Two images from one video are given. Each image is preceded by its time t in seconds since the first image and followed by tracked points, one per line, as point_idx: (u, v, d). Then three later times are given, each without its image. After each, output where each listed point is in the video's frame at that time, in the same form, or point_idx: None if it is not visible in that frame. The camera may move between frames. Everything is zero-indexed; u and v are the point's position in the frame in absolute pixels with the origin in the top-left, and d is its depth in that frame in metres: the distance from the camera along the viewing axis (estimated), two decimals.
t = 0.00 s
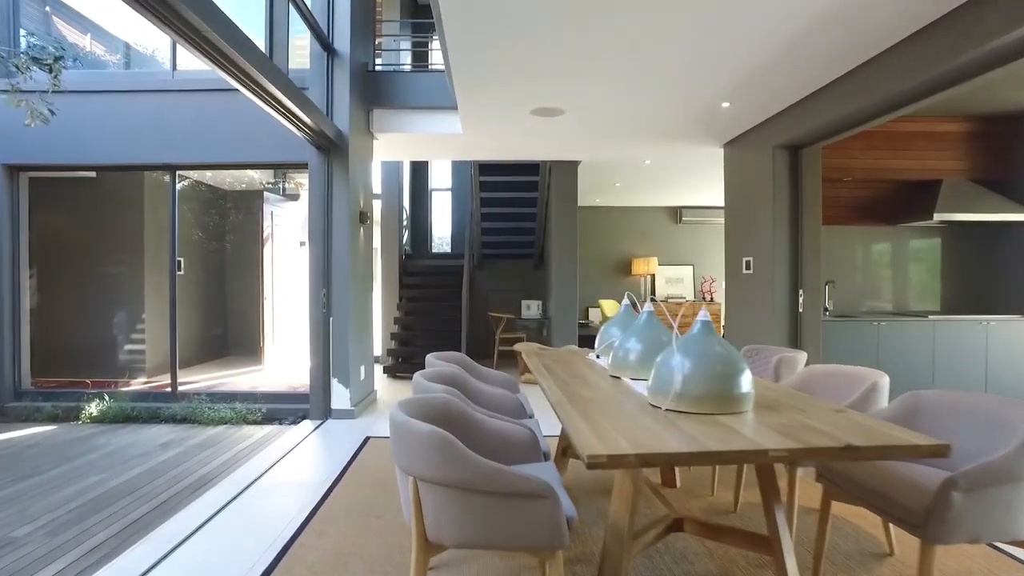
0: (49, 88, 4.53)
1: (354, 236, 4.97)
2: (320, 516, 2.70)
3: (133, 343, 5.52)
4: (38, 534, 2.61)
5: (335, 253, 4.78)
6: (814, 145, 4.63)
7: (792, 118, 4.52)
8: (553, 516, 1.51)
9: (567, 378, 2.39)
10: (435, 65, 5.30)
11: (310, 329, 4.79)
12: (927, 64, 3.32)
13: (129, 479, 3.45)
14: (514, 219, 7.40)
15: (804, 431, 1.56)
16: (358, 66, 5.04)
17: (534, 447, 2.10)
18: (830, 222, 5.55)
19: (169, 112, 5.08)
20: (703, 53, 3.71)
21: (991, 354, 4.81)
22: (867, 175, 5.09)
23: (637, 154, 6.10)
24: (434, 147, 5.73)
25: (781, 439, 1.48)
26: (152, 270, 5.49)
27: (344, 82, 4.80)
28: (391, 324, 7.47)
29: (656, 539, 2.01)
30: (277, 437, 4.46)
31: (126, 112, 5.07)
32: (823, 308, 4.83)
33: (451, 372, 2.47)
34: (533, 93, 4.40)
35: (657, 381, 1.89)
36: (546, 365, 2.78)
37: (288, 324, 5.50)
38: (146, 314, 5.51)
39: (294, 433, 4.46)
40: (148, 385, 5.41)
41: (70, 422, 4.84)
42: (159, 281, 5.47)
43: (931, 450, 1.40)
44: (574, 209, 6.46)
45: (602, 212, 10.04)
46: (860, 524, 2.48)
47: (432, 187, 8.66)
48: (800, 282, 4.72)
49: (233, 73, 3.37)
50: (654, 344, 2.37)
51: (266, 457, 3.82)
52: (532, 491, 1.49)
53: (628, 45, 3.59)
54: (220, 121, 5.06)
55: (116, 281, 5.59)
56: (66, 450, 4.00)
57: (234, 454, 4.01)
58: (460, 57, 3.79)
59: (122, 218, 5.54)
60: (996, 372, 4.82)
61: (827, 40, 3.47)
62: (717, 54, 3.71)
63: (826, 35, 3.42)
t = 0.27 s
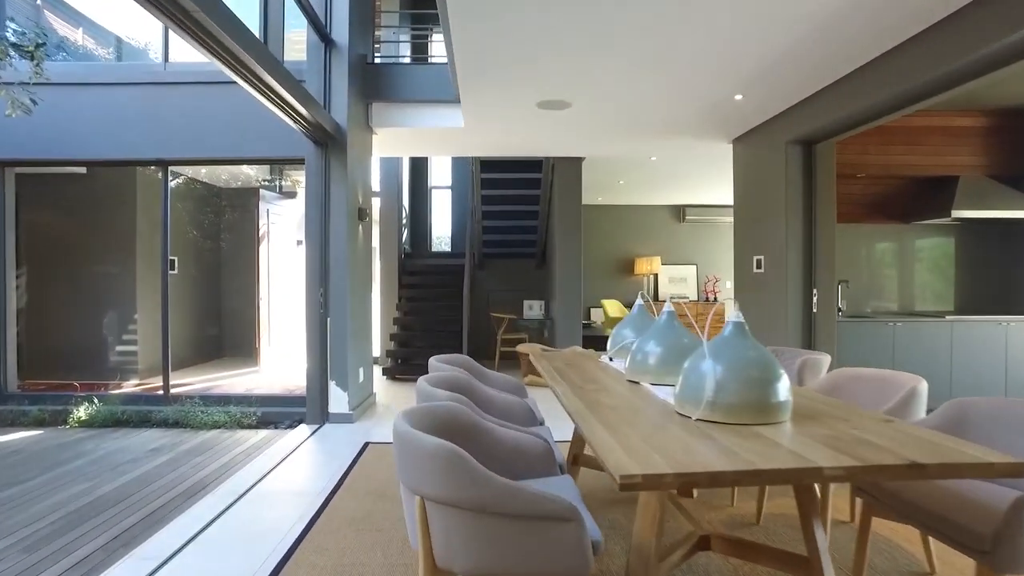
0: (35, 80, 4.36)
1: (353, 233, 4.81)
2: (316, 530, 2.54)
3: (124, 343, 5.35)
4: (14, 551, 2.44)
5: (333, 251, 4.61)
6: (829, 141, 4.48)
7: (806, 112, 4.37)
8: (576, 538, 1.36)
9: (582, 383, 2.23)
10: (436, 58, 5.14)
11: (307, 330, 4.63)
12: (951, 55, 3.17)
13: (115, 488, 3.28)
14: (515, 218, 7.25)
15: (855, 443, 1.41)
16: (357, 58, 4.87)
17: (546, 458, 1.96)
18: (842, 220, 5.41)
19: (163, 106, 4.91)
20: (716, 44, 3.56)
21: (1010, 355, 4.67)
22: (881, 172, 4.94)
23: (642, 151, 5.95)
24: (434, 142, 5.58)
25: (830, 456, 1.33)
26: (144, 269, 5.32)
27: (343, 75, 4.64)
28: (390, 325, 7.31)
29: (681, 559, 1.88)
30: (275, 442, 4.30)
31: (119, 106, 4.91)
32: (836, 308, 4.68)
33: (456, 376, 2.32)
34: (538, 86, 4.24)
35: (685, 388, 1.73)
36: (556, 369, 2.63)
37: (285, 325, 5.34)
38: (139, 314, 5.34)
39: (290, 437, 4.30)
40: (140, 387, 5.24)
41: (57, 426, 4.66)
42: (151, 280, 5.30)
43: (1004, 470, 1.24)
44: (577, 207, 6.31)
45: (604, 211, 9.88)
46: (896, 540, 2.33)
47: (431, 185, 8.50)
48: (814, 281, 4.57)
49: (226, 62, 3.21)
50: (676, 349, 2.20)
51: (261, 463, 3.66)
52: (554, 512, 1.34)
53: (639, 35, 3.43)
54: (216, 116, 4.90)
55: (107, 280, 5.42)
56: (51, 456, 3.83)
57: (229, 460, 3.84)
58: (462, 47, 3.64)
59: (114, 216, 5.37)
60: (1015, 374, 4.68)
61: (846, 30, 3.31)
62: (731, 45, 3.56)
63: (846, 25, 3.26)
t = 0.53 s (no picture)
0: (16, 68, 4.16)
1: (351, 230, 4.61)
2: (311, 550, 2.34)
3: (115, 345, 5.15)
4: None
5: (330, 248, 4.41)
6: (848, 134, 4.29)
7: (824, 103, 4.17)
8: None
9: (601, 392, 2.02)
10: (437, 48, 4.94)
11: (303, 331, 4.43)
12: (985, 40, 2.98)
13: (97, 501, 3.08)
14: (518, 216, 7.06)
15: (931, 465, 1.21)
16: (355, 48, 4.68)
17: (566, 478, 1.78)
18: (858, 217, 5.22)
19: (154, 99, 4.71)
20: (734, 31, 3.36)
21: None
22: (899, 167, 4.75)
23: (650, 146, 5.76)
24: (435, 137, 5.38)
25: (905, 483, 1.13)
26: (135, 268, 5.12)
27: (340, 64, 4.44)
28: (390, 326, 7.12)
29: None
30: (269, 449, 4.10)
31: (109, 98, 4.71)
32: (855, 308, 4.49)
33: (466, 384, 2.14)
34: (544, 76, 4.05)
35: (723, 400, 1.52)
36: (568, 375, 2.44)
37: (280, 327, 5.15)
38: (130, 315, 5.15)
39: (285, 444, 4.10)
40: (130, 391, 5.04)
41: (42, 432, 4.46)
42: (143, 279, 5.10)
43: None
44: (583, 204, 6.11)
45: (607, 210, 9.69)
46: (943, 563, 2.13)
47: (431, 183, 8.31)
48: (832, 280, 4.38)
49: (215, 47, 3.01)
50: (704, 353, 2.02)
51: (254, 472, 3.47)
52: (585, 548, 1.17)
53: (652, 20, 3.24)
54: (209, 109, 4.71)
55: (97, 279, 5.24)
56: (32, 464, 3.63)
57: (219, 469, 3.64)
58: (465, 33, 3.44)
59: (103, 213, 5.18)
60: None
61: (872, 15, 3.12)
62: (749, 31, 3.36)
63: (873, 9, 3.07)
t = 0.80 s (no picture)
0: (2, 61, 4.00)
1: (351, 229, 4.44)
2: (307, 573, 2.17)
3: (106, 348, 4.99)
4: None
5: (328, 248, 4.24)
6: (868, 128, 4.12)
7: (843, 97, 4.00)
8: None
9: (625, 407, 1.85)
10: (439, 40, 4.77)
11: (299, 334, 4.26)
12: None
13: (81, 515, 2.91)
14: (522, 215, 6.89)
15: None
16: (354, 40, 4.50)
17: (588, 506, 1.60)
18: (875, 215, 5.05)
19: (145, 93, 4.53)
20: (754, 19, 3.19)
21: None
22: (919, 164, 4.59)
23: (659, 142, 5.59)
24: (438, 133, 5.21)
25: (1005, 526, 0.96)
26: (128, 268, 4.95)
27: (339, 56, 4.27)
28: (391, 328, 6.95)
29: None
30: (265, 457, 3.92)
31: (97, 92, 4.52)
32: (874, 309, 4.32)
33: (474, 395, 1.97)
34: (552, 69, 3.88)
35: (771, 418, 1.33)
36: (583, 384, 2.26)
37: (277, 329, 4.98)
38: (122, 316, 4.98)
39: (281, 452, 3.92)
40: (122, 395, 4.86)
41: (28, 439, 4.28)
42: (135, 280, 4.92)
43: None
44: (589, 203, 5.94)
45: (611, 209, 9.52)
46: None
47: (432, 181, 8.14)
48: (851, 281, 4.21)
49: (207, 34, 2.83)
50: (734, 367, 1.84)
51: (248, 484, 3.29)
52: None
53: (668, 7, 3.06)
54: (202, 104, 4.53)
55: (87, 281, 5.06)
56: (15, 475, 3.45)
57: (211, 480, 3.46)
58: (471, 22, 3.27)
59: (95, 211, 5.01)
60: None
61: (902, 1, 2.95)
62: (770, 19, 3.19)
63: None
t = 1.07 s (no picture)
0: None
1: (350, 224, 4.26)
2: None
3: (98, 348, 4.81)
4: None
5: (326, 246, 4.06)
6: (891, 119, 3.94)
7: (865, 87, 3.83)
8: None
9: (655, 415, 1.67)
10: (442, 29, 4.59)
11: (297, 335, 4.08)
12: None
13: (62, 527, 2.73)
14: (525, 212, 6.72)
15: None
16: (354, 28, 4.33)
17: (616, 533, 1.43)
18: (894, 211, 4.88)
19: (135, 83, 4.34)
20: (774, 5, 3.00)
21: None
22: (941, 157, 4.41)
23: (668, 136, 5.41)
24: (440, 126, 5.03)
25: None
26: (120, 266, 4.77)
27: (338, 44, 4.09)
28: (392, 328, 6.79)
29: None
30: (261, 464, 3.74)
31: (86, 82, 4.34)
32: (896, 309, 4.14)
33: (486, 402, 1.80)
34: (559, 58, 3.69)
35: (834, 435, 1.17)
36: (604, 390, 2.08)
37: (274, 330, 4.80)
38: (114, 316, 4.80)
39: (278, 458, 3.75)
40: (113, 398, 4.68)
41: (14, 443, 4.10)
42: (127, 278, 4.74)
43: None
44: (596, 199, 5.76)
45: (616, 207, 9.35)
46: None
47: (434, 178, 7.96)
48: (873, 280, 4.04)
49: (194, 15, 2.66)
50: (772, 371, 1.67)
51: (241, 493, 3.11)
52: None
53: None
54: (195, 95, 4.34)
55: (78, 279, 4.88)
56: None
57: (202, 489, 3.28)
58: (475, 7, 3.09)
59: (86, 207, 4.84)
60: None
61: None
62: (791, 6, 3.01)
63: None
